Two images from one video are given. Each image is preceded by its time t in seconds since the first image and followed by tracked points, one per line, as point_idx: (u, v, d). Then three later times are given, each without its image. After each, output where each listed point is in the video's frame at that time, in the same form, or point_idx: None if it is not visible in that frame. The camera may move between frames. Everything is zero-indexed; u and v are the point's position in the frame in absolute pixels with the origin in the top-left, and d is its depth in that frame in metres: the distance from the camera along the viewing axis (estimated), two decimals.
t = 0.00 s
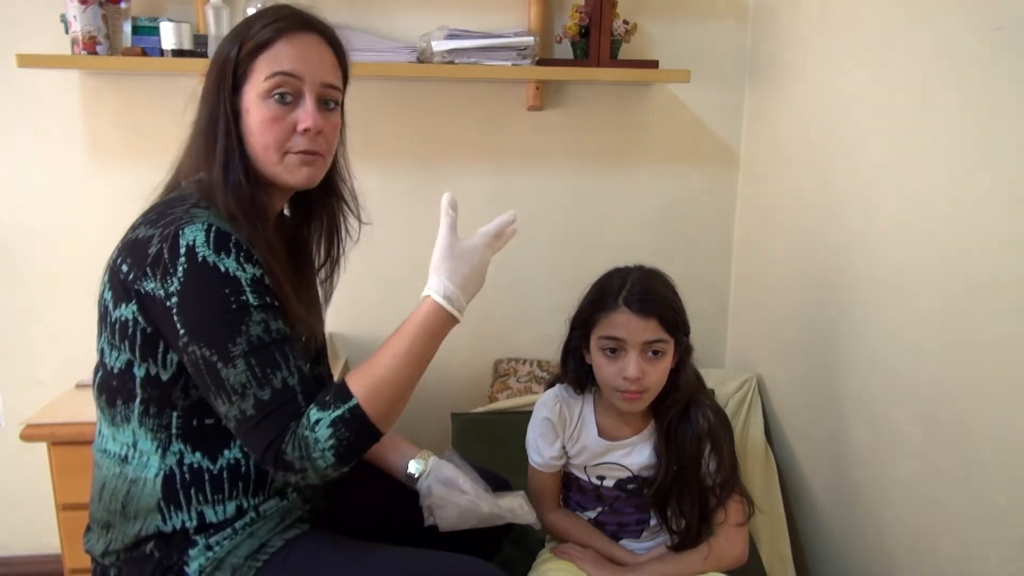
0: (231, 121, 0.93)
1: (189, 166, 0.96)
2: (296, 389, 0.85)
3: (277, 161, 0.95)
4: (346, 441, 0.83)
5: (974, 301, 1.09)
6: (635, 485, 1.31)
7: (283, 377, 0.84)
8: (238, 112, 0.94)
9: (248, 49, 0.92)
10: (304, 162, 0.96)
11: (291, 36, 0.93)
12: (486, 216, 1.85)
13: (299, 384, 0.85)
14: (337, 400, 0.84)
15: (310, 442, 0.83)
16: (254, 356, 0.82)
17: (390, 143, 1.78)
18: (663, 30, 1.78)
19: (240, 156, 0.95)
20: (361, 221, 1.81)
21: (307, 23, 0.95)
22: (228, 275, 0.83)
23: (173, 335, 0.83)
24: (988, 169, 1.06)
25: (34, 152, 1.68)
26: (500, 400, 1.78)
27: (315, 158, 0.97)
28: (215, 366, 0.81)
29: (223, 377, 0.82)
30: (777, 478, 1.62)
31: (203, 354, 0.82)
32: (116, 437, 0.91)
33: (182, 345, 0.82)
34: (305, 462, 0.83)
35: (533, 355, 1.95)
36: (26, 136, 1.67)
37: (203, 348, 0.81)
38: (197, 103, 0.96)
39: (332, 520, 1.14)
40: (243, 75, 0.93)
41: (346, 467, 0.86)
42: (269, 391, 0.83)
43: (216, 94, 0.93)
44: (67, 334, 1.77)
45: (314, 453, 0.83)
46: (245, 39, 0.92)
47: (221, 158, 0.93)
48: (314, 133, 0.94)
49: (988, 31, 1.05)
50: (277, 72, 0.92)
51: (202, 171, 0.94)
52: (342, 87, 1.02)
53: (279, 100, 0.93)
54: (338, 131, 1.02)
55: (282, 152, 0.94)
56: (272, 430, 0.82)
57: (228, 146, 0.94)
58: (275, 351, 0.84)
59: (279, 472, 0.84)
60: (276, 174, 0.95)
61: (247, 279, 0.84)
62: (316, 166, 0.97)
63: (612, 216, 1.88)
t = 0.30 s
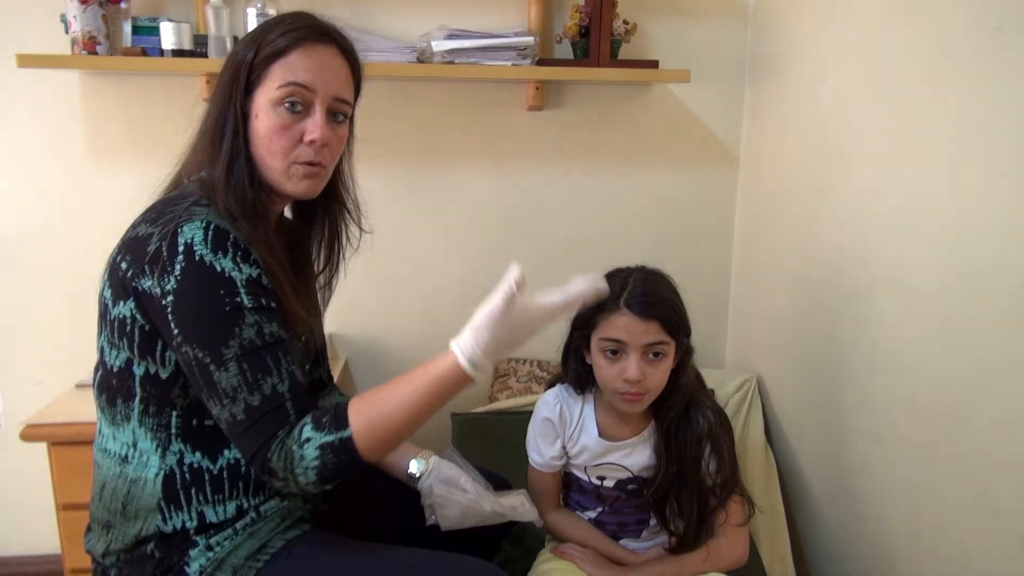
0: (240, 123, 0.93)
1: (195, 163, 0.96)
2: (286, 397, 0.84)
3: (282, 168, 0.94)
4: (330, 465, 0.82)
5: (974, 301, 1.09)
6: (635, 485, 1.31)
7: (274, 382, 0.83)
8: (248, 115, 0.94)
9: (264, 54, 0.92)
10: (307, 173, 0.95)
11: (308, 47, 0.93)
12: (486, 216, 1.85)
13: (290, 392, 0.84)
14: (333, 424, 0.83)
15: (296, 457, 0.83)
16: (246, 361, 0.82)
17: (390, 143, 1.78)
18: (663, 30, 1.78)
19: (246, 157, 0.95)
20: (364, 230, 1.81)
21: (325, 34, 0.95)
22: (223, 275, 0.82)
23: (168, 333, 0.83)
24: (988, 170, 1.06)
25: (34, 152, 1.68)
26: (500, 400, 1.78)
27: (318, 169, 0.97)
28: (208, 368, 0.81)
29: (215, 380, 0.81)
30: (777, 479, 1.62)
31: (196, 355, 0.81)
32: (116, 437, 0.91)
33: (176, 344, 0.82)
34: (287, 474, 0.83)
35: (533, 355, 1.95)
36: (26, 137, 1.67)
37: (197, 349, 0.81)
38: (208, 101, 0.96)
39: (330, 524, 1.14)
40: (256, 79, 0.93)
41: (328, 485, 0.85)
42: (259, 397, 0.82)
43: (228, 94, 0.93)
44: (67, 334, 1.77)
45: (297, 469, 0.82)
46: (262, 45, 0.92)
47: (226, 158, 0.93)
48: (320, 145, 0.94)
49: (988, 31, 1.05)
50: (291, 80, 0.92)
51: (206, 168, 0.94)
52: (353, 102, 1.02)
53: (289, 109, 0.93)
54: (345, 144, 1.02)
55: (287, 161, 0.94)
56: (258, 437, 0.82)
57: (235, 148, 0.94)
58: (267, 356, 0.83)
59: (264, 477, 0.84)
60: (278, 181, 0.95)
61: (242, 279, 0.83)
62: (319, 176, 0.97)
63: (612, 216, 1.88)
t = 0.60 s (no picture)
0: (251, 130, 0.93)
1: (202, 166, 0.96)
2: (258, 426, 0.85)
3: (288, 177, 0.94)
4: (289, 508, 0.84)
5: (973, 301, 1.09)
6: (635, 485, 1.31)
7: (248, 411, 0.84)
8: (259, 122, 0.93)
9: (280, 65, 0.91)
10: (313, 185, 0.96)
11: (325, 60, 0.93)
12: (486, 216, 1.85)
13: (263, 421, 0.86)
14: (302, 472, 0.84)
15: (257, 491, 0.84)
16: (225, 384, 0.83)
17: (390, 143, 1.78)
18: (663, 29, 1.78)
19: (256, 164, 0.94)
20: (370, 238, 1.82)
21: (343, 48, 0.95)
22: (216, 291, 0.83)
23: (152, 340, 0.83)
24: (988, 169, 1.06)
25: (34, 152, 1.68)
26: (500, 400, 1.78)
27: (324, 182, 0.97)
28: (185, 384, 0.82)
29: (191, 398, 0.82)
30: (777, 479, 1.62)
31: (175, 368, 0.82)
32: (116, 438, 0.91)
33: (157, 352, 0.83)
34: (245, 504, 0.84)
35: (533, 355, 1.95)
36: (26, 137, 1.67)
37: (176, 363, 0.81)
38: (219, 103, 0.95)
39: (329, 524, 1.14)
40: (271, 87, 0.93)
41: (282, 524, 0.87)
42: (232, 421, 0.83)
43: (242, 98, 0.93)
44: (67, 334, 1.77)
45: (255, 504, 0.83)
46: (279, 54, 0.92)
47: (237, 164, 0.92)
48: (329, 158, 0.94)
49: (989, 31, 1.05)
50: (305, 93, 0.92)
51: (212, 172, 0.93)
52: (365, 115, 1.02)
53: (301, 120, 0.93)
54: (352, 155, 1.02)
55: (294, 171, 0.94)
56: (225, 461, 0.83)
57: (245, 154, 0.93)
58: (246, 381, 0.84)
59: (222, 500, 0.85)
60: (284, 189, 0.95)
61: (234, 298, 0.84)
62: (324, 188, 0.98)
63: (612, 215, 1.88)
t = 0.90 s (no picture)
0: (245, 115, 0.93)
1: (200, 164, 0.95)
2: (277, 408, 0.84)
3: (290, 154, 0.95)
4: (317, 466, 0.82)
5: (974, 300, 1.09)
6: (635, 486, 1.31)
7: (266, 394, 0.83)
8: (251, 107, 0.94)
9: (260, 46, 0.93)
10: (318, 157, 0.96)
11: (302, 32, 0.94)
12: (486, 216, 1.85)
13: (281, 403, 0.85)
14: (312, 423, 0.83)
15: (281, 464, 0.82)
16: (240, 370, 0.81)
17: (390, 143, 1.78)
18: (663, 30, 1.78)
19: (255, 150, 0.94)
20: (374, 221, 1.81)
21: (317, 21, 0.96)
22: (223, 283, 0.82)
23: (165, 339, 0.83)
24: (988, 169, 1.06)
25: (34, 152, 1.68)
26: (500, 400, 1.78)
27: (328, 153, 0.97)
28: (200, 376, 0.81)
29: (207, 388, 0.81)
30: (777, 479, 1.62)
31: (190, 361, 0.81)
32: (117, 439, 0.91)
33: (172, 350, 0.82)
34: (274, 482, 0.82)
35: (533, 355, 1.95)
36: (26, 136, 1.67)
37: (191, 356, 0.81)
38: (208, 98, 0.96)
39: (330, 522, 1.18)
40: (257, 69, 0.94)
41: (318, 491, 0.85)
42: (250, 407, 0.82)
43: (230, 88, 0.93)
44: (67, 334, 1.77)
45: (284, 476, 0.82)
46: (257, 37, 0.93)
47: (237, 156, 0.93)
48: (329, 126, 0.95)
49: (989, 30, 1.05)
50: (292, 67, 0.93)
51: (212, 169, 0.93)
52: (352, 85, 1.03)
53: (292, 94, 0.94)
54: (347, 128, 1.03)
55: (296, 146, 0.94)
56: (246, 447, 0.82)
57: (243, 143, 0.93)
58: (261, 366, 0.83)
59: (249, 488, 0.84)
60: (289, 168, 0.95)
61: (243, 289, 0.83)
62: (329, 159, 0.98)
63: (612, 215, 1.88)
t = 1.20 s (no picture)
0: (246, 111, 0.93)
1: (203, 164, 0.95)
2: (248, 404, 0.78)
3: (293, 148, 0.95)
4: (264, 484, 0.74)
5: (974, 301, 1.09)
6: (635, 486, 1.31)
7: (238, 389, 0.78)
8: (253, 104, 0.94)
9: (260, 43, 0.93)
10: (319, 151, 0.96)
11: (301, 29, 0.96)
12: (486, 216, 1.85)
13: (254, 400, 0.79)
14: (263, 439, 0.76)
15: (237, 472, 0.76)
16: (218, 362, 0.77)
17: (390, 143, 1.78)
18: (663, 30, 1.78)
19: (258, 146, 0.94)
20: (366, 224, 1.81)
21: (315, 19, 0.98)
22: (216, 275, 0.80)
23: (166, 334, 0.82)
24: (988, 169, 1.06)
25: (34, 152, 1.68)
26: (500, 400, 1.78)
27: (330, 147, 0.97)
28: (186, 368, 0.78)
29: (192, 381, 0.78)
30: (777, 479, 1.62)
31: (179, 355, 0.79)
32: (119, 438, 0.91)
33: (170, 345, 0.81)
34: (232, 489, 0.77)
35: (533, 355, 1.95)
36: (26, 136, 1.67)
37: (180, 349, 0.79)
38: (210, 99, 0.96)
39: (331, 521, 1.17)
40: (258, 66, 0.94)
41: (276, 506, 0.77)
42: (222, 402, 0.77)
43: (232, 86, 0.94)
44: (67, 334, 1.77)
45: (237, 484, 0.76)
46: (257, 35, 0.94)
47: (239, 153, 0.93)
48: (331, 119, 0.95)
49: (989, 31, 1.05)
50: (293, 62, 0.94)
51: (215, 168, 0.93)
52: (352, 83, 1.04)
53: (294, 89, 0.94)
54: (349, 125, 1.04)
55: (298, 139, 0.94)
56: (219, 442, 0.78)
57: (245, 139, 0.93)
58: (240, 359, 0.78)
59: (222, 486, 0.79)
60: (291, 162, 0.95)
61: (236, 280, 0.81)
62: (332, 154, 0.98)
63: (612, 215, 1.88)
